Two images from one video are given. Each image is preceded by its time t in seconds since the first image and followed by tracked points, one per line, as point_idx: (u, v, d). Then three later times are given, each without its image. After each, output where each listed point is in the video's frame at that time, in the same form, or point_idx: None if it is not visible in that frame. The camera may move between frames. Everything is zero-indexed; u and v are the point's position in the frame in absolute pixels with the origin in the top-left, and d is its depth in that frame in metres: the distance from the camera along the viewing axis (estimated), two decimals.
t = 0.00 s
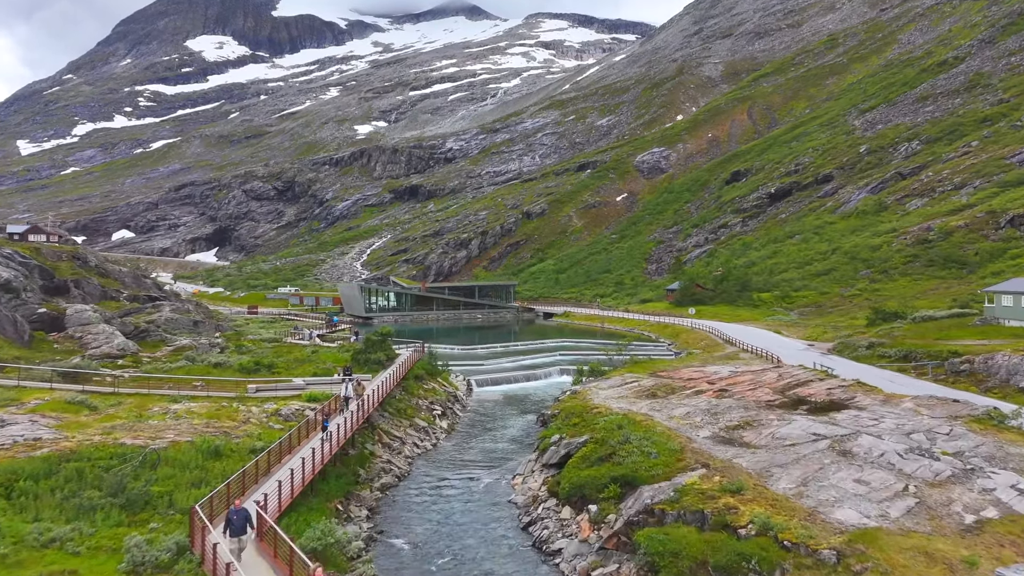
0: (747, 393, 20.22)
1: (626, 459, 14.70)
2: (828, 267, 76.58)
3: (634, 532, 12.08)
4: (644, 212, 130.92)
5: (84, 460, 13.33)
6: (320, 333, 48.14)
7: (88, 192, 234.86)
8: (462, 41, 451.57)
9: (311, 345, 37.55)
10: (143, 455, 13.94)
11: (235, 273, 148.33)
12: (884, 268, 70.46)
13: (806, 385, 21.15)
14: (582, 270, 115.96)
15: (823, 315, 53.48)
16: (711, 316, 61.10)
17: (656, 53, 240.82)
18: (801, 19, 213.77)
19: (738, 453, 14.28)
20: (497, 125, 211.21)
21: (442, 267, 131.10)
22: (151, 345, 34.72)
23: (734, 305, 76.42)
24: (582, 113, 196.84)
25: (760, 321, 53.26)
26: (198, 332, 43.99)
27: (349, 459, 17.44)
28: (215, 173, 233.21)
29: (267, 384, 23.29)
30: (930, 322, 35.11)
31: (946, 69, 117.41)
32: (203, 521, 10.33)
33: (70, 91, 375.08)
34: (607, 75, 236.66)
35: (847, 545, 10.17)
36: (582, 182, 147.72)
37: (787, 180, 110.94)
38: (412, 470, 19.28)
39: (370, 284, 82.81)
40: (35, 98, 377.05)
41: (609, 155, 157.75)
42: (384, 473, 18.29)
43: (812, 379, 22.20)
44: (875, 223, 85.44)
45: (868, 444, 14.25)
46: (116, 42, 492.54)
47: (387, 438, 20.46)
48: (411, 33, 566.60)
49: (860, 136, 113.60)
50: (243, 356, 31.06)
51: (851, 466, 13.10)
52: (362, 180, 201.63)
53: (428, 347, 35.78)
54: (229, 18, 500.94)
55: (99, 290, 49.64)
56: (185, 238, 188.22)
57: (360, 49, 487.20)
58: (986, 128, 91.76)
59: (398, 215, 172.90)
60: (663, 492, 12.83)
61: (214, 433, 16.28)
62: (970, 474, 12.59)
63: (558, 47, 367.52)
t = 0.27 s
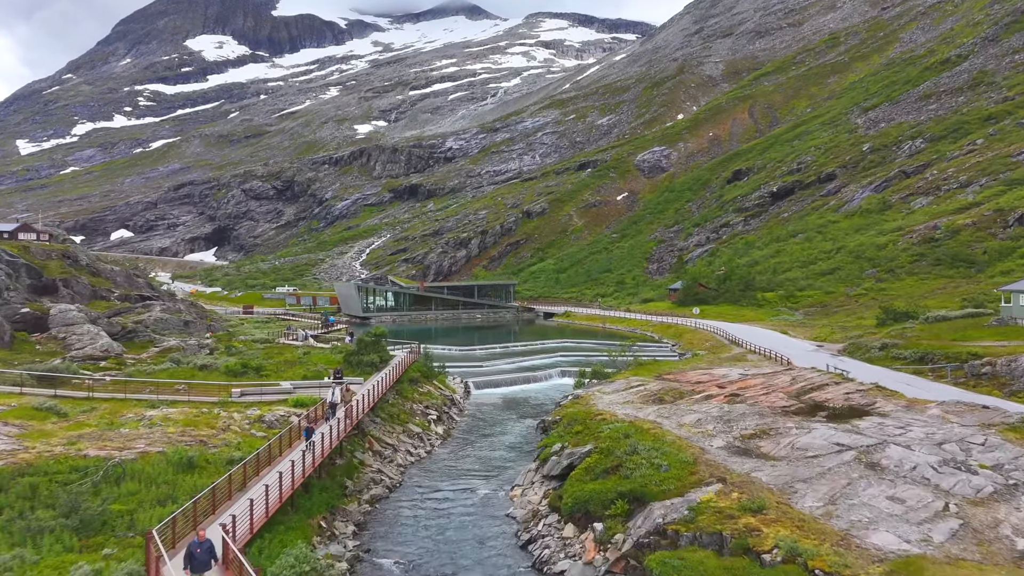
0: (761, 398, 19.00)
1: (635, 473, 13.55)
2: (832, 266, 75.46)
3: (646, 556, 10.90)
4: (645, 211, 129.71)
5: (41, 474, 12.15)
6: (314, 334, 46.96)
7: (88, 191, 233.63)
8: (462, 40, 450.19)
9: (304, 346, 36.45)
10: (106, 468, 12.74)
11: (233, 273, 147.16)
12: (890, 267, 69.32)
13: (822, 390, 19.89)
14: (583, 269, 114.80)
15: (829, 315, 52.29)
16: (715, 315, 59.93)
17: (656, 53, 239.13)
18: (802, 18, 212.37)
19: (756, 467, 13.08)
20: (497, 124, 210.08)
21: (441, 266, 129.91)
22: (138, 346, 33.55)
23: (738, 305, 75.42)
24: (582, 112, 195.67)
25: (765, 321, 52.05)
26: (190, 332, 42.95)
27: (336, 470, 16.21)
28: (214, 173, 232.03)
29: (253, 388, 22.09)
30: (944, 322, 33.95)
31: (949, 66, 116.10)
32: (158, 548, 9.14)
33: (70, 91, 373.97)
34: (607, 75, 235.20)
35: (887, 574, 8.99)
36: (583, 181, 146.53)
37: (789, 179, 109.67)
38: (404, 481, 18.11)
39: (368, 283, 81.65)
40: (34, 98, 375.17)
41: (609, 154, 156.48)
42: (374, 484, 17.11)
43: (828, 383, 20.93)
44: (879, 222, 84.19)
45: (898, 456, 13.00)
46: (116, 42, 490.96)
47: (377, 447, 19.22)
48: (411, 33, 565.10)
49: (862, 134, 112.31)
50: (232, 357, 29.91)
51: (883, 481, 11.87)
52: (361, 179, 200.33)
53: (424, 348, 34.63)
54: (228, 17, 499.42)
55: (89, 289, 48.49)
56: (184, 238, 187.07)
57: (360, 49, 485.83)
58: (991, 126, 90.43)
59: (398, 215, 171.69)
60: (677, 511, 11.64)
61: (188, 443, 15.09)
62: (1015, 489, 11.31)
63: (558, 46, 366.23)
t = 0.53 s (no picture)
0: (776, 404, 17.78)
1: (644, 489, 12.42)
2: (837, 265, 74.31)
3: None
4: (646, 210, 128.52)
5: None
6: (307, 334, 45.73)
7: (87, 190, 232.51)
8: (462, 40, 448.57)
9: (296, 347, 35.28)
10: (62, 485, 11.56)
11: (231, 273, 145.99)
12: (896, 266, 68.14)
13: (840, 395, 18.62)
14: (583, 268, 113.63)
15: (835, 315, 51.11)
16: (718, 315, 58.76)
17: (657, 52, 237.43)
18: (803, 17, 210.88)
19: (779, 484, 11.88)
20: (497, 124, 208.92)
21: (440, 266, 128.70)
22: (122, 347, 32.28)
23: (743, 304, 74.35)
24: (582, 112, 194.47)
25: (770, 321, 50.82)
26: (180, 332, 41.78)
27: (320, 482, 15.03)
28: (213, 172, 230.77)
29: (237, 392, 20.91)
30: (959, 322, 32.77)
31: (952, 64, 114.75)
32: None
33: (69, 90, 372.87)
34: (607, 74, 233.55)
35: None
36: (583, 180, 145.30)
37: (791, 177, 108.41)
38: (395, 492, 16.93)
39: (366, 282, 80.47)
40: (34, 97, 373.34)
41: (610, 153, 155.21)
42: (361, 497, 15.92)
43: (844, 388, 19.65)
44: (883, 220, 82.98)
45: (934, 470, 11.75)
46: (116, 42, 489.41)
47: (366, 455, 18.00)
48: (411, 32, 563.40)
49: (865, 133, 110.98)
50: (220, 359, 28.72)
51: (921, 500, 10.66)
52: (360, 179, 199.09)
53: (419, 349, 33.49)
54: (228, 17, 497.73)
55: (77, 288, 47.27)
56: (182, 238, 185.89)
57: (360, 49, 484.38)
58: (996, 124, 89.02)
59: (397, 214, 170.46)
60: (693, 533, 10.47)
61: (158, 454, 13.90)
62: None
63: (558, 46, 364.74)
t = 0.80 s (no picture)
0: (793, 411, 16.60)
1: (657, 507, 11.34)
2: (842, 264, 73.16)
3: None
4: (647, 209, 127.32)
5: None
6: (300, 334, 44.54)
7: (86, 190, 231.33)
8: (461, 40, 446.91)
9: (287, 348, 34.11)
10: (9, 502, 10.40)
11: (229, 272, 144.81)
12: (902, 265, 67.01)
13: (861, 401, 17.37)
14: (584, 268, 112.49)
15: (841, 315, 49.91)
16: (721, 315, 57.56)
17: (657, 51, 235.92)
18: (804, 16, 209.44)
19: (805, 504, 10.74)
20: (497, 123, 207.68)
21: (439, 265, 127.46)
22: (105, 349, 31.02)
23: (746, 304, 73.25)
24: (583, 111, 193.25)
25: (775, 321, 49.61)
26: (169, 332, 40.59)
27: (302, 495, 13.86)
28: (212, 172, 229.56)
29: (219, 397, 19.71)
30: (974, 322, 31.57)
31: (955, 62, 113.39)
32: None
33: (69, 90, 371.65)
34: (607, 74, 232.16)
35: None
36: (583, 179, 144.10)
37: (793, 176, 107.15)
38: (385, 505, 15.75)
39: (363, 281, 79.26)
40: (33, 97, 371.69)
41: (610, 152, 153.97)
42: (347, 511, 14.74)
43: (864, 392, 18.42)
44: (887, 219, 81.82)
45: (979, 486, 10.51)
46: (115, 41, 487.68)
47: (353, 464, 16.79)
48: (411, 32, 561.76)
49: (867, 131, 109.67)
50: (206, 361, 27.53)
51: (969, 523, 9.49)
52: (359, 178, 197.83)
53: (415, 349, 32.36)
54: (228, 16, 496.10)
55: (65, 287, 46.06)
56: (181, 237, 184.63)
57: (360, 49, 482.89)
58: (1000, 121, 87.66)
59: (396, 214, 169.24)
60: (716, 560, 9.28)
61: (123, 467, 12.73)
62: None
63: (558, 45, 363.17)
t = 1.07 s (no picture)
0: (813, 417, 15.46)
1: (671, 529, 10.41)
2: (847, 263, 72.09)
3: None
4: (647, 208, 126.13)
5: None
6: (293, 335, 43.30)
7: (85, 189, 230.00)
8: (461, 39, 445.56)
9: (277, 348, 32.89)
10: None
11: (227, 272, 143.61)
12: (908, 264, 65.91)
13: (884, 407, 16.20)
14: (584, 267, 111.31)
15: (847, 315, 48.78)
16: (724, 314, 56.41)
17: (657, 51, 234.39)
18: (804, 15, 208.07)
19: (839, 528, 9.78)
20: (497, 122, 206.49)
21: (439, 265, 126.26)
22: (87, 349, 29.79)
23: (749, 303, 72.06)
24: (582, 110, 192.03)
25: (781, 321, 48.42)
26: (158, 332, 39.39)
27: (283, 511, 12.79)
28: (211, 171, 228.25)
29: (199, 401, 18.56)
30: (990, 322, 30.41)
31: (959, 60, 112.13)
32: None
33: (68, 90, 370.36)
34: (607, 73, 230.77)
35: None
36: (583, 177, 142.85)
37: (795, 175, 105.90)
38: (373, 518, 14.66)
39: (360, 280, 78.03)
40: (32, 96, 370.08)
41: (611, 151, 152.78)
42: (332, 526, 13.63)
43: (887, 396, 17.29)
44: (891, 217, 80.71)
45: None
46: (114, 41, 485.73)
47: (338, 474, 15.59)
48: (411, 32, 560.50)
49: (870, 129, 108.49)
50: (191, 362, 26.35)
51: None
52: (358, 177, 196.52)
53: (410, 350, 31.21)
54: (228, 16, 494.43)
55: (53, 286, 44.83)
56: (179, 237, 183.29)
57: (359, 49, 481.42)
58: (1005, 118, 86.38)
59: (395, 213, 168.05)
60: None
61: (85, 481, 11.66)
62: None
63: (558, 45, 361.73)
